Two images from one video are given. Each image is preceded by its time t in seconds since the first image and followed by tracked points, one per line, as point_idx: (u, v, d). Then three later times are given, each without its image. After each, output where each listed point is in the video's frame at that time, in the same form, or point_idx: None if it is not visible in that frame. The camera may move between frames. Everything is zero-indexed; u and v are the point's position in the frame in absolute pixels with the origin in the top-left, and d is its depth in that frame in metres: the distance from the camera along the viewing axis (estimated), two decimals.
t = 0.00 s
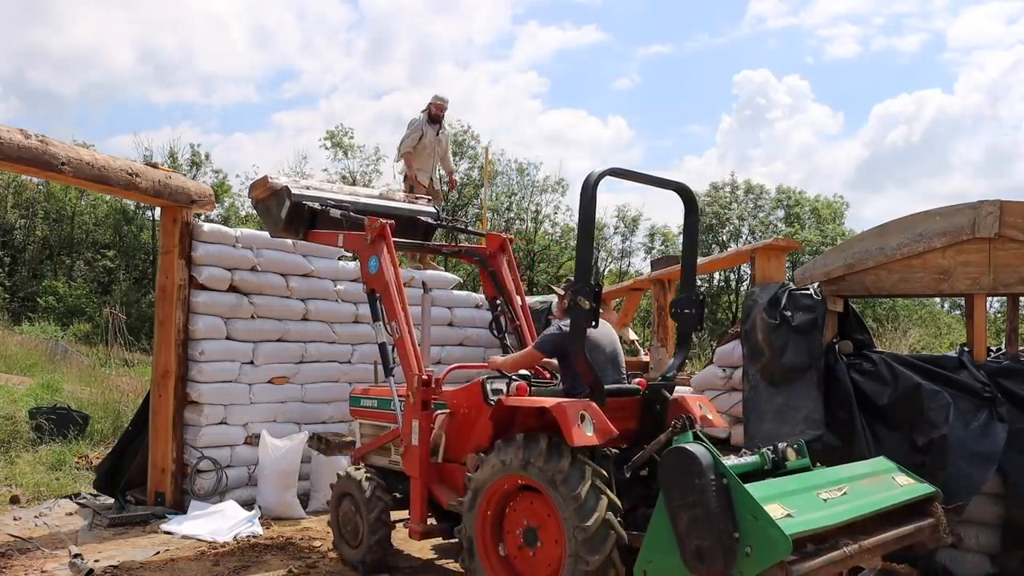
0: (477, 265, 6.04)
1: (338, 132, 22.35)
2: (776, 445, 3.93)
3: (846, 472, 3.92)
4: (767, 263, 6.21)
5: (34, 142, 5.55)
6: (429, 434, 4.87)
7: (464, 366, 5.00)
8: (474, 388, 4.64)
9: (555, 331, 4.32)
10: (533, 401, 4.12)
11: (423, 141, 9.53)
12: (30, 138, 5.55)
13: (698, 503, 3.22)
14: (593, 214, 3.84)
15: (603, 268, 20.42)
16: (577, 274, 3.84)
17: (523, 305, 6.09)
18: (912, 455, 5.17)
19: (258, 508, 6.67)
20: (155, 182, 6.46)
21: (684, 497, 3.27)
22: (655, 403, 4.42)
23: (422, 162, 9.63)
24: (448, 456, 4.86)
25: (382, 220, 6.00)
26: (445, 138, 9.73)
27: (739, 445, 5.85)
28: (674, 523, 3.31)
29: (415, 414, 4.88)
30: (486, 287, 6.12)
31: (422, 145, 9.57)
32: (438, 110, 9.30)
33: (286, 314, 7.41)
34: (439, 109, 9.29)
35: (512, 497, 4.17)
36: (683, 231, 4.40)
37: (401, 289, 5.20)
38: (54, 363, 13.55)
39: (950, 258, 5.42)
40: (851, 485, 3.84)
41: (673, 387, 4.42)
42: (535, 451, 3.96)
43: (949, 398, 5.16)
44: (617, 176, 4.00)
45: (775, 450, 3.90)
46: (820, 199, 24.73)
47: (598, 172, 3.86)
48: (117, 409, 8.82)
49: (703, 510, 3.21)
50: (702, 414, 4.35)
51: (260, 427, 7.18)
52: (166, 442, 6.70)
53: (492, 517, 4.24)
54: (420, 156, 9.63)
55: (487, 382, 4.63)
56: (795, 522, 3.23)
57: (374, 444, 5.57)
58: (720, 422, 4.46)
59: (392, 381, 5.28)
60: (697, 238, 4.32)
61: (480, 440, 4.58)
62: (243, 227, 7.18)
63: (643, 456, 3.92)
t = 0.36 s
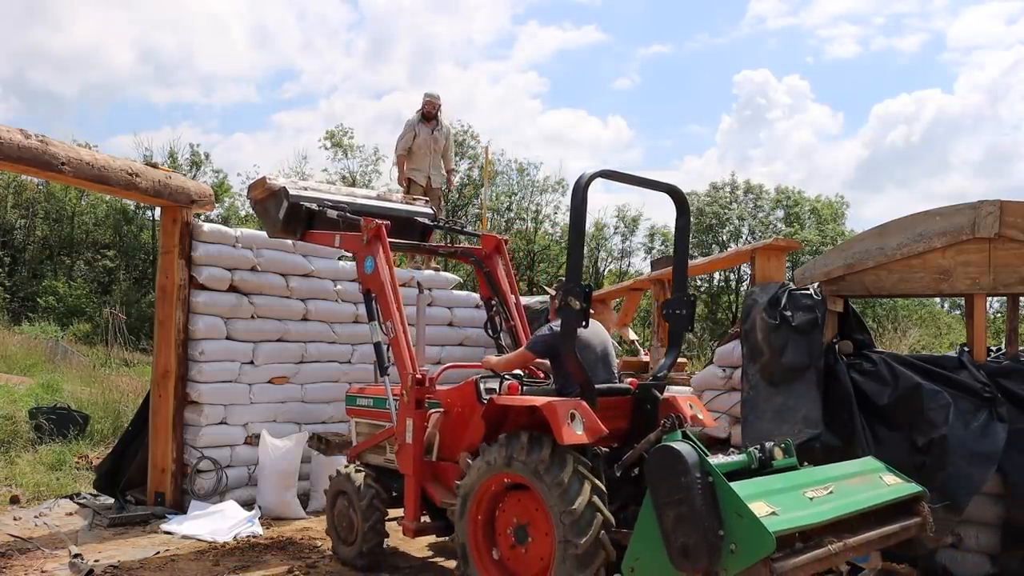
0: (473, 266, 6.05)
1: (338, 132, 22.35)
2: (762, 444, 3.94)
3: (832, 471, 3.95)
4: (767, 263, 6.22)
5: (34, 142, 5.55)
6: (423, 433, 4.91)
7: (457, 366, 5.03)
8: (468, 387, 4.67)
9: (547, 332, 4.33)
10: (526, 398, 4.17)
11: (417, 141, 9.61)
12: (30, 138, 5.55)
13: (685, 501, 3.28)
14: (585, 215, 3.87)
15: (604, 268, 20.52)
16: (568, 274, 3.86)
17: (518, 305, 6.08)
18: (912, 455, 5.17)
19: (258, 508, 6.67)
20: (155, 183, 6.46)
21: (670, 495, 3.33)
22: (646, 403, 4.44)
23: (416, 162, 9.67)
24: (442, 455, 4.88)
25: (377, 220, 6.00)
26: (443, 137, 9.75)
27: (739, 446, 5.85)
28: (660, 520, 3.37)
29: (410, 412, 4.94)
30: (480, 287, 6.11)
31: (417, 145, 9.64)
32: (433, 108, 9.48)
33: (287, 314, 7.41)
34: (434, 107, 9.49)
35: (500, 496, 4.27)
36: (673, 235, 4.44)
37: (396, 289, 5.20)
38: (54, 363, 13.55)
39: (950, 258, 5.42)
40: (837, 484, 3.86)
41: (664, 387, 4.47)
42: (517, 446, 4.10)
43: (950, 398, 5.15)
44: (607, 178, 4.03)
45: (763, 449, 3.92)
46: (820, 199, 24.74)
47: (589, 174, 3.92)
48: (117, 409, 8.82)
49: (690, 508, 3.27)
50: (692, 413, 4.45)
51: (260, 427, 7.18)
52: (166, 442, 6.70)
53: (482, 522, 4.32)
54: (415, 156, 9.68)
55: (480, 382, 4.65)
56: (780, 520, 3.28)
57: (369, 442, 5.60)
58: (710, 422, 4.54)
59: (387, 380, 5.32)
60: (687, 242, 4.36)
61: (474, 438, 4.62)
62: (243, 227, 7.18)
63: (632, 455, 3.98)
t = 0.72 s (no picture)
0: (466, 267, 6.07)
1: (338, 132, 22.35)
2: (747, 442, 3.98)
3: (817, 468, 3.95)
4: (767, 263, 6.23)
5: (34, 142, 5.55)
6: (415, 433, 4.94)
7: (448, 368, 5.07)
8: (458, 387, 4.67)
9: (540, 331, 4.35)
10: (514, 398, 4.19)
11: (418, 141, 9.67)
12: (30, 138, 5.55)
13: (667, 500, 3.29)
14: (572, 215, 3.89)
15: (603, 268, 20.50)
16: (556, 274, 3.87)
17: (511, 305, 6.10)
18: (912, 455, 5.17)
19: (258, 508, 6.67)
20: (155, 182, 6.46)
21: (653, 493, 3.33)
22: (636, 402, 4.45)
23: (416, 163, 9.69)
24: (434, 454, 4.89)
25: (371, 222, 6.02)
26: (445, 137, 9.69)
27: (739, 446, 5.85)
28: (644, 517, 3.37)
29: (402, 411, 4.95)
30: (474, 287, 6.13)
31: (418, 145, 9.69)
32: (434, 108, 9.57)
33: (287, 314, 7.41)
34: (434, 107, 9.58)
35: (487, 497, 4.34)
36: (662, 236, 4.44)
37: (389, 289, 5.22)
38: (54, 363, 13.55)
39: (950, 258, 5.42)
40: (821, 480, 3.86)
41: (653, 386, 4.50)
42: (497, 444, 4.20)
43: (949, 398, 5.14)
44: (594, 180, 4.06)
45: (747, 447, 3.96)
46: (820, 199, 24.77)
47: (576, 175, 3.94)
48: (117, 410, 8.82)
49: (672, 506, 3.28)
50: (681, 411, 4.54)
51: (260, 427, 7.18)
52: (166, 442, 6.71)
53: (473, 528, 4.37)
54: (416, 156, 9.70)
55: (472, 381, 4.63)
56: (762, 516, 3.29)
57: (363, 441, 5.65)
58: (700, 419, 4.61)
59: (380, 381, 5.34)
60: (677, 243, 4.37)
61: (465, 436, 4.64)
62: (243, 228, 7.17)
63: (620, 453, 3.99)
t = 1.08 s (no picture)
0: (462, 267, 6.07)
1: (338, 132, 22.35)
2: (736, 441, 4.04)
3: (804, 467, 3.96)
4: (767, 263, 6.23)
5: (34, 142, 5.55)
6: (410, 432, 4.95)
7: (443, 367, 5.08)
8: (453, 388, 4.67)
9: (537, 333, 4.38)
10: (506, 397, 4.19)
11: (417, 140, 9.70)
12: (30, 138, 5.55)
13: (655, 499, 3.29)
14: (565, 216, 3.90)
15: (603, 268, 20.50)
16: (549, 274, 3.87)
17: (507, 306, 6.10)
18: (912, 455, 5.17)
19: (258, 508, 6.67)
20: (155, 183, 6.46)
21: (642, 491, 3.33)
22: (627, 401, 4.47)
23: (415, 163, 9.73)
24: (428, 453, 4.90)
25: (370, 223, 6.03)
26: (444, 135, 9.65)
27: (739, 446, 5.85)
28: (631, 514, 3.37)
29: (397, 410, 4.97)
30: (469, 288, 6.12)
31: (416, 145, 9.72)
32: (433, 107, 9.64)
33: (287, 314, 7.40)
34: (434, 106, 9.63)
35: (478, 499, 4.36)
36: (656, 236, 4.44)
37: (384, 289, 5.22)
38: (55, 363, 13.55)
39: (950, 258, 5.42)
40: (807, 478, 3.87)
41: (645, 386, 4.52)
42: (481, 443, 4.27)
43: (950, 398, 5.14)
44: (588, 181, 4.06)
45: (734, 446, 3.99)
46: (821, 199, 24.77)
47: (569, 176, 3.94)
48: (117, 409, 8.82)
49: (660, 506, 3.28)
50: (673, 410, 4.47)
51: (260, 427, 7.18)
52: (166, 442, 6.71)
53: (467, 533, 4.37)
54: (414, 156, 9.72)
55: (466, 381, 4.64)
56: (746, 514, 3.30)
57: (358, 441, 5.69)
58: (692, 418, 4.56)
59: (376, 381, 5.35)
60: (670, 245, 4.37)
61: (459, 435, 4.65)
62: (243, 228, 7.17)
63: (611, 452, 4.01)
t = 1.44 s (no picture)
0: (455, 268, 6.05)
1: (338, 132, 22.35)
2: (724, 440, 4.07)
3: (794, 464, 3.96)
4: (767, 263, 6.23)
5: (34, 142, 5.55)
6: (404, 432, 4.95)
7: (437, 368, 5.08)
8: (447, 387, 4.67)
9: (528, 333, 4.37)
10: (499, 397, 4.21)
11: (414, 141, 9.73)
12: (30, 138, 5.55)
13: (644, 496, 3.29)
14: (556, 216, 3.90)
15: (604, 268, 20.50)
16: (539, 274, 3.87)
17: (501, 306, 6.10)
18: (912, 455, 5.17)
19: (258, 508, 6.67)
20: (155, 183, 6.46)
21: (631, 488, 3.34)
22: (619, 401, 4.47)
23: (413, 163, 9.76)
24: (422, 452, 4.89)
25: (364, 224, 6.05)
26: (440, 134, 9.62)
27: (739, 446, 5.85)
28: (620, 510, 3.38)
29: (391, 410, 4.97)
30: (463, 289, 6.11)
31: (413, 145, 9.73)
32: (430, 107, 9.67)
33: (287, 314, 7.40)
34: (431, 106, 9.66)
35: (470, 499, 4.37)
36: (648, 236, 4.44)
37: (379, 290, 5.23)
38: (55, 363, 13.54)
39: (949, 258, 5.42)
40: (797, 475, 3.88)
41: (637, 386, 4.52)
42: (469, 443, 4.28)
43: (950, 398, 5.14)
44: (579, 181, 4.06)
45: (724, 444, 4.00)
46: (821, 199, 24.76)
47: (560, 176, 3.94)
48: (117, 409, 8.82)
49: (649, 503, 3.28)
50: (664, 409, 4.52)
51: (260, 427, 7.18)
52: (166, 442, 6.71)
53: (461, 535, 4.37)
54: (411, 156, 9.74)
55: (460, 381, 4.64)
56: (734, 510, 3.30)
57: (352, 441, 5.69)
58: (682, 416, 4.60)
59: (370, 382, 5.35)
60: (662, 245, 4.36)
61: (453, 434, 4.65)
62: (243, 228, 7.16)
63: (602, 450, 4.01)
